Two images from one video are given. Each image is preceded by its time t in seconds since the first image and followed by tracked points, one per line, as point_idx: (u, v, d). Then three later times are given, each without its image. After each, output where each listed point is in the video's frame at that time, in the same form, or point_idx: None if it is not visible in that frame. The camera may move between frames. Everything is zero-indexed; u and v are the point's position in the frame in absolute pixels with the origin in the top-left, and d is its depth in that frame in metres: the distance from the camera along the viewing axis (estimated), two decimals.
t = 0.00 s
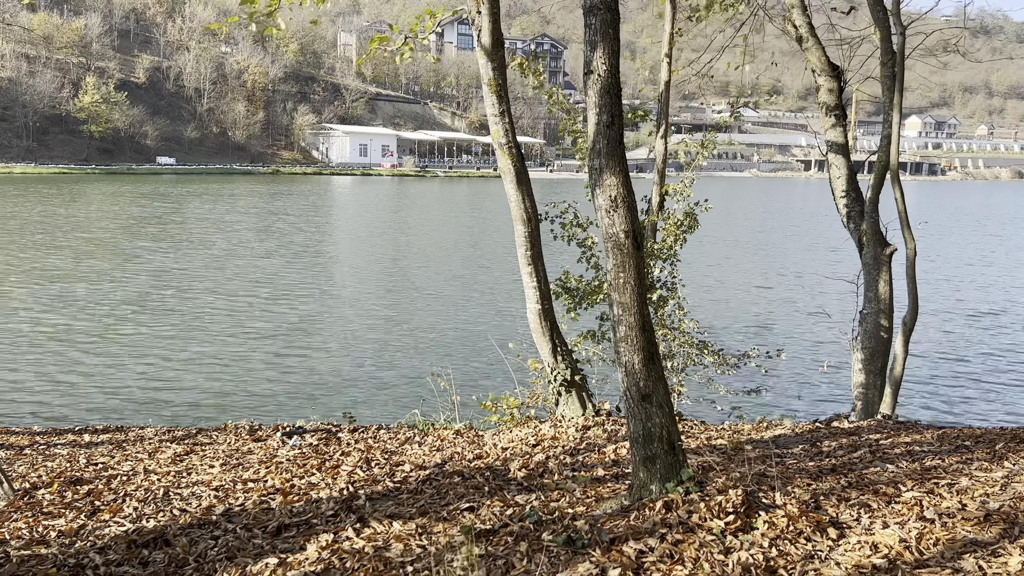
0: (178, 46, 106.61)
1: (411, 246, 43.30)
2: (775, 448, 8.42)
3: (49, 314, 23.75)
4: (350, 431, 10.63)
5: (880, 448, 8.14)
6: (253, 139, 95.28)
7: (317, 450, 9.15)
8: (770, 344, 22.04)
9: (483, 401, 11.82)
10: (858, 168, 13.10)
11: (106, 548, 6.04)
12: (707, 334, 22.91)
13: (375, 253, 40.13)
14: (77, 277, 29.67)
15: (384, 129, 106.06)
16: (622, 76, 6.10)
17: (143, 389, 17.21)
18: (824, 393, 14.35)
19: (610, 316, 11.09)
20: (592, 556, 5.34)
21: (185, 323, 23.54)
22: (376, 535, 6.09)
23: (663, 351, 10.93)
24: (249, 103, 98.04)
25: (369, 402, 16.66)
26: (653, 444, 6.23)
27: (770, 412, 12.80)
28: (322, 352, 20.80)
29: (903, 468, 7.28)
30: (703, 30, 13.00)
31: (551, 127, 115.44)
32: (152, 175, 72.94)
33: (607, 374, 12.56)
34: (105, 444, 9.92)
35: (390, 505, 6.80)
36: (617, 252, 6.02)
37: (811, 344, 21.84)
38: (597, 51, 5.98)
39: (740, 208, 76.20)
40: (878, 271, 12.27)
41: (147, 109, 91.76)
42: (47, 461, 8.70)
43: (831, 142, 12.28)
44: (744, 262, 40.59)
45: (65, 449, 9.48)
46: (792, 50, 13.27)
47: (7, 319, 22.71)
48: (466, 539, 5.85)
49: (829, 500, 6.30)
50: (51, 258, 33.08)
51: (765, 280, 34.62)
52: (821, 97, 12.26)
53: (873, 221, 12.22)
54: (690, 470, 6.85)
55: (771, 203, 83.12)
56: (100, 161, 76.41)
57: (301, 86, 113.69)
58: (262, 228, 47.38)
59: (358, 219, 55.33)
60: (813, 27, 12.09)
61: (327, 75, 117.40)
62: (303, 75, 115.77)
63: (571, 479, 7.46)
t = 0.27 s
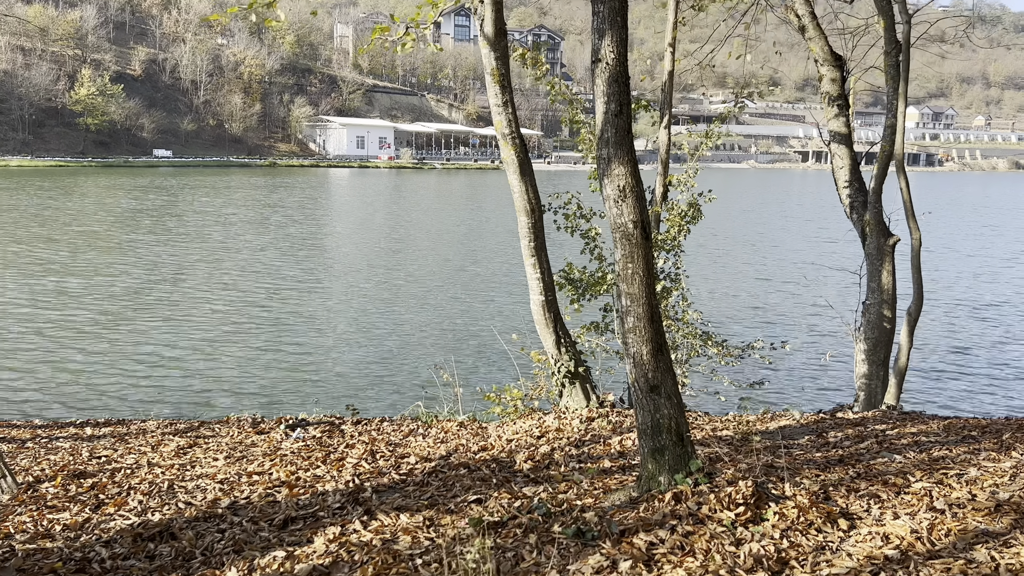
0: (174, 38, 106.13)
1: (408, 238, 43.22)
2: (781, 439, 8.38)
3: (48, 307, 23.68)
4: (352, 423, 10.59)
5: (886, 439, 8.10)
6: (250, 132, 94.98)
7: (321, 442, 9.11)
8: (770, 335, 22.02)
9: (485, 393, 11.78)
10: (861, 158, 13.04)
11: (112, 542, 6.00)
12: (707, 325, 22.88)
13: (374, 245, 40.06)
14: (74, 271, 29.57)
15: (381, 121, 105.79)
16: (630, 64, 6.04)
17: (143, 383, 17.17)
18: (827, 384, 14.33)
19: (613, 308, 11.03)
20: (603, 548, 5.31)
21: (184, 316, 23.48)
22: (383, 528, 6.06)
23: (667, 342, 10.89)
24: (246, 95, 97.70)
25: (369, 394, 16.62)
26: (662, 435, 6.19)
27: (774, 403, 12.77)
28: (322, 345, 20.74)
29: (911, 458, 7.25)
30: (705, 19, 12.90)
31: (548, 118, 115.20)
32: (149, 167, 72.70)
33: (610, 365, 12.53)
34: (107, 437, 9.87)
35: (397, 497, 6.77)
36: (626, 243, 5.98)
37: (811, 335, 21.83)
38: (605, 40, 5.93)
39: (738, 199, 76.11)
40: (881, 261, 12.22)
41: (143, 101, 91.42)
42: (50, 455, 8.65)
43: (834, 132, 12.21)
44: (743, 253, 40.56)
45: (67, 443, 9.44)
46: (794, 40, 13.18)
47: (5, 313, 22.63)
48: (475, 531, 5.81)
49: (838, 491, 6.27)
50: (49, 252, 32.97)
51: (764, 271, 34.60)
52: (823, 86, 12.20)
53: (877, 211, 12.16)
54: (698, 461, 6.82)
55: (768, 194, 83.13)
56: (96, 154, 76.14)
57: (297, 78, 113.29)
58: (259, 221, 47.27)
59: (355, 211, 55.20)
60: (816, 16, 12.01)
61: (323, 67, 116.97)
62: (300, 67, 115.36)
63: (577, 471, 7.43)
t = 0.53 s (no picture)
0: (174, 27, 105.75)
1: (411, 228, 43.13)
2: (794, 430, 8.36)
3: (52, 298, 23.69)
4: (363, 415, 10.56)
5: (901, 430, 8.07)
6: (251, 122, 94.75)
7: (333, 434, 9.09)
8: (776, 325, 21.96)
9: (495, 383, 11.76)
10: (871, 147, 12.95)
11: (130, 535, 5.98)
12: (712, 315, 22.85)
13: (376, 236, 40.02)
14: (77, 261, 29.58)
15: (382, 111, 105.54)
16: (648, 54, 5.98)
17: (151, 373, 17.19)
18: (836, 374, 14.29)
19: (623, 298, 10.99)
20: (623, 541, 5.29)
21: (188, 307, 23.49)
22: (401, 520, 6.06)
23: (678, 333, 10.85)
24: (246, 85, 97.44)
25: (376, 385, 16.59)
26: (680, 427, 6.17)
27: (783, 393, 12.75)
28: (327, 335, 20.69)
29: (927, 450, 7.23)
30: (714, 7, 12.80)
31: (549, 107, 114.86)
32: (150, 158, 72.56)
33: (620, 356, 12.50)
34: (118, 429, 9.86)
35: (413, 490, 6.76)
36: (644, 234, 5.94)
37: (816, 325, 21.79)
38: (623, 29, 5.89)
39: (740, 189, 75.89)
40: (891, 250, 12.16)
41: (144, 91, 91.20)
42: (63, 447, 8.63)
43: (844, 121, 12.14)
44: (747, 242, 40.48)
45: (79, 434, 9.43)
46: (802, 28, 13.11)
47: (10, 304, 22.65)
48: (493, 523, 5.81)
49: (856, 482, 6.25)
50: (52, 243, 32.96)
51: (767, 260, 34.53)
52: (833, 75, 12.12)
53: (887, 201, 12.09)
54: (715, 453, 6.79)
55: (770, 183, 82.89)
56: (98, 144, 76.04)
57: (298, 68, 112.94)
58: (261, 211, 47.22)
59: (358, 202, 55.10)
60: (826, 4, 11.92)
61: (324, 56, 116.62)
62: (300, 56, 114.98)
63: (593, 462, 7.40)
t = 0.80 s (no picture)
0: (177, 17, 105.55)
1: (415, 218, 43.05)
2: (804, 421, 8.33)
3: (58, 289, 23.76)
4: (371, 405, 10.56)
5: (912, 421, 8.04)
6: (255, 112, 94.61)
7: (343, 425, 9.09)
8: (784, 315, 21.88)
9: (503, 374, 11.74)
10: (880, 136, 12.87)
11: (142, 524, 5.99)
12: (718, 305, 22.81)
13: (381, 225, 40.01)
14: (83, 252, 29.65)
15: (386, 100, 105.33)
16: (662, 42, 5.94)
17: (157, 364, 17.26)
18: (844, 365, 14.24)
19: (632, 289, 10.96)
20: (636, 532, 5.28)
21: (194, 297, 23.55)
22: (413, 510, 6.06)
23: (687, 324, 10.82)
24: (250, 75, 97.30)
25: (383, 376, 16.57)
26: (692, 417, 6.15)
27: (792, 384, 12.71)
28: (334, 326, 20.68)
29: (939, 441, 7.20)
30: None
31: (554, 96, 114.48)
32: (155, 148, 72.59)
33: (628, 347, 12.48)
34: (127, 419, 9.88)
35: (424, 480, 6.76)
36: (657, 224, 5.91)
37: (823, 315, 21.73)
38: (636, 17, 5.84)
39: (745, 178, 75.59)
40: (900, 240, 12.09)
41: (148, 82, 91.12)
42: (73, 437, 8.64)
43: (853, 110, 12.06)
44: (752, 232, 40.36)
45: (88, 424, 9.46)
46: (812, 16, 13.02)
47: (17, 295, 22.73)
48: (505, 514, 5.80)
49: (869, 473, 6.23)
50: (57, 234, 33.04)
51: (773, 250, 34.43)
52: (843, 64, 12.04)
53: (897, 190, 12.01)
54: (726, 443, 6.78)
55: (775, 172, 82.59)
56: (102, 135, 76.04)
57: (301, 58, 112.68)
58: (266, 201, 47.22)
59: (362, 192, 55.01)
60: None
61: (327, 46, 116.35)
62: (304, 46, 114.68)
63: (603, 453, 7.39)
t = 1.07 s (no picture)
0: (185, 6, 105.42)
1: (424, 208, 42.93)
2: (819, 412, 8.29)
3: (69, 278, 23.86)
4: (382, 395, 10.53)
5: (929, 412, 7.98)
6: (263, 100, 94.55)
7: (355, 414, 9.07)
8: (795, 306, 21.75)
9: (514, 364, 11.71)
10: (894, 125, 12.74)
11: (157, 513, 5.99)
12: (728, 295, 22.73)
13: (390, 215, 40.00)
14: (93, 241, 29.75)
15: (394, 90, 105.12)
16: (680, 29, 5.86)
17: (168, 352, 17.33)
18: (857, 355, 14.16)
19: (644, 278, 10.90)
20: (653, 523, 5.25)
21: (204, 286, 23.61)
22: (427, 500, 6.05)
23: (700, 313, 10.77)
24: (258, 64, 97.19)
25: (394, 366, 16.53)
26: (707, 408, 6.11)
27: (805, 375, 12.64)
28: (344, 316, 20.65)
29: (956, 432, 7.14)
30: None
31: (562, 86, 114.06)
32: (163, 137, 72.67)
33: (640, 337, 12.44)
34: (139, 407, 9.90)
35: (438, 469, 6.74)
36: (673, 213, 5.85)
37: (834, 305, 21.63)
38: (654, 4, 5.77)
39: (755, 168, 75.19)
40: (914, 230, 11.97)
41: (156, 70, 91.12)
42: (86, 426, 8.65)
43: (867, 99, 11.97)
44: (762, 222, 40.18)
45: (101, 413, 9.48)
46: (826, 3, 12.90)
47: (28, 284, 22.83)
48: (520, 504, 5.78)
49: (886, 464, 6.18)
50: (67, 223, 33.15)
51: (783, 240, 34.28)
52: (857, 52, 11.93)
53: (911, 179, 11.88)
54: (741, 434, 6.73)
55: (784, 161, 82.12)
56: (111, 124, 76.11)
57: (309, 47, 112.47)
58: (274, 190, 47.24)
59: (370, 181, 54.94)
60: None
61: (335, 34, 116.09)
62: (312, 35, 114.45)
63: (617, 443, 7.35)
